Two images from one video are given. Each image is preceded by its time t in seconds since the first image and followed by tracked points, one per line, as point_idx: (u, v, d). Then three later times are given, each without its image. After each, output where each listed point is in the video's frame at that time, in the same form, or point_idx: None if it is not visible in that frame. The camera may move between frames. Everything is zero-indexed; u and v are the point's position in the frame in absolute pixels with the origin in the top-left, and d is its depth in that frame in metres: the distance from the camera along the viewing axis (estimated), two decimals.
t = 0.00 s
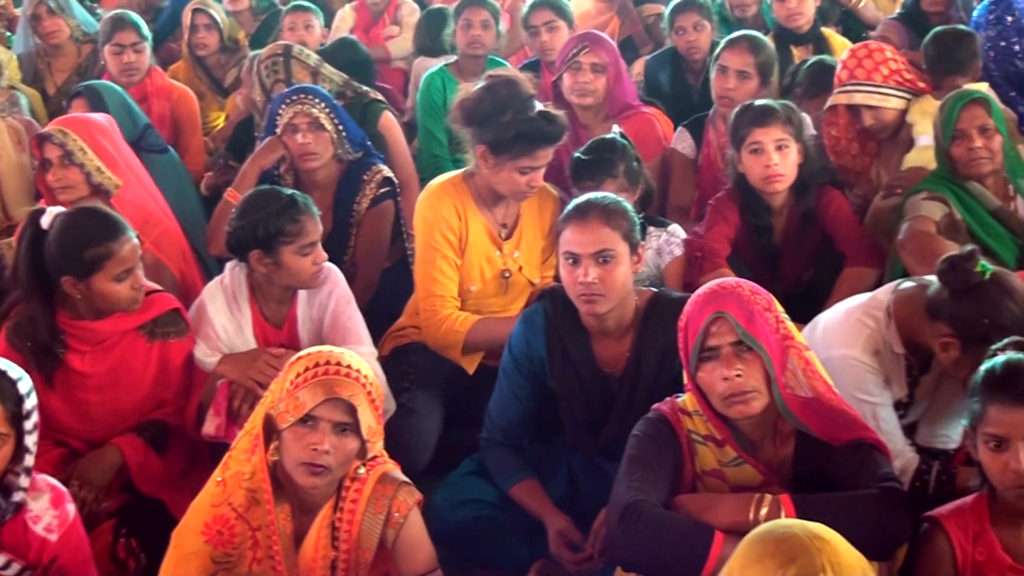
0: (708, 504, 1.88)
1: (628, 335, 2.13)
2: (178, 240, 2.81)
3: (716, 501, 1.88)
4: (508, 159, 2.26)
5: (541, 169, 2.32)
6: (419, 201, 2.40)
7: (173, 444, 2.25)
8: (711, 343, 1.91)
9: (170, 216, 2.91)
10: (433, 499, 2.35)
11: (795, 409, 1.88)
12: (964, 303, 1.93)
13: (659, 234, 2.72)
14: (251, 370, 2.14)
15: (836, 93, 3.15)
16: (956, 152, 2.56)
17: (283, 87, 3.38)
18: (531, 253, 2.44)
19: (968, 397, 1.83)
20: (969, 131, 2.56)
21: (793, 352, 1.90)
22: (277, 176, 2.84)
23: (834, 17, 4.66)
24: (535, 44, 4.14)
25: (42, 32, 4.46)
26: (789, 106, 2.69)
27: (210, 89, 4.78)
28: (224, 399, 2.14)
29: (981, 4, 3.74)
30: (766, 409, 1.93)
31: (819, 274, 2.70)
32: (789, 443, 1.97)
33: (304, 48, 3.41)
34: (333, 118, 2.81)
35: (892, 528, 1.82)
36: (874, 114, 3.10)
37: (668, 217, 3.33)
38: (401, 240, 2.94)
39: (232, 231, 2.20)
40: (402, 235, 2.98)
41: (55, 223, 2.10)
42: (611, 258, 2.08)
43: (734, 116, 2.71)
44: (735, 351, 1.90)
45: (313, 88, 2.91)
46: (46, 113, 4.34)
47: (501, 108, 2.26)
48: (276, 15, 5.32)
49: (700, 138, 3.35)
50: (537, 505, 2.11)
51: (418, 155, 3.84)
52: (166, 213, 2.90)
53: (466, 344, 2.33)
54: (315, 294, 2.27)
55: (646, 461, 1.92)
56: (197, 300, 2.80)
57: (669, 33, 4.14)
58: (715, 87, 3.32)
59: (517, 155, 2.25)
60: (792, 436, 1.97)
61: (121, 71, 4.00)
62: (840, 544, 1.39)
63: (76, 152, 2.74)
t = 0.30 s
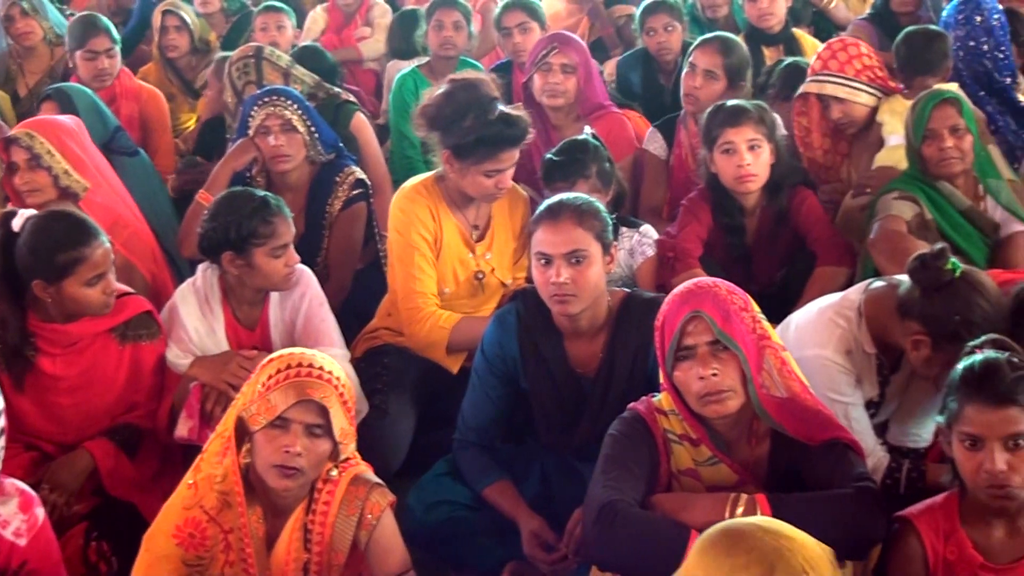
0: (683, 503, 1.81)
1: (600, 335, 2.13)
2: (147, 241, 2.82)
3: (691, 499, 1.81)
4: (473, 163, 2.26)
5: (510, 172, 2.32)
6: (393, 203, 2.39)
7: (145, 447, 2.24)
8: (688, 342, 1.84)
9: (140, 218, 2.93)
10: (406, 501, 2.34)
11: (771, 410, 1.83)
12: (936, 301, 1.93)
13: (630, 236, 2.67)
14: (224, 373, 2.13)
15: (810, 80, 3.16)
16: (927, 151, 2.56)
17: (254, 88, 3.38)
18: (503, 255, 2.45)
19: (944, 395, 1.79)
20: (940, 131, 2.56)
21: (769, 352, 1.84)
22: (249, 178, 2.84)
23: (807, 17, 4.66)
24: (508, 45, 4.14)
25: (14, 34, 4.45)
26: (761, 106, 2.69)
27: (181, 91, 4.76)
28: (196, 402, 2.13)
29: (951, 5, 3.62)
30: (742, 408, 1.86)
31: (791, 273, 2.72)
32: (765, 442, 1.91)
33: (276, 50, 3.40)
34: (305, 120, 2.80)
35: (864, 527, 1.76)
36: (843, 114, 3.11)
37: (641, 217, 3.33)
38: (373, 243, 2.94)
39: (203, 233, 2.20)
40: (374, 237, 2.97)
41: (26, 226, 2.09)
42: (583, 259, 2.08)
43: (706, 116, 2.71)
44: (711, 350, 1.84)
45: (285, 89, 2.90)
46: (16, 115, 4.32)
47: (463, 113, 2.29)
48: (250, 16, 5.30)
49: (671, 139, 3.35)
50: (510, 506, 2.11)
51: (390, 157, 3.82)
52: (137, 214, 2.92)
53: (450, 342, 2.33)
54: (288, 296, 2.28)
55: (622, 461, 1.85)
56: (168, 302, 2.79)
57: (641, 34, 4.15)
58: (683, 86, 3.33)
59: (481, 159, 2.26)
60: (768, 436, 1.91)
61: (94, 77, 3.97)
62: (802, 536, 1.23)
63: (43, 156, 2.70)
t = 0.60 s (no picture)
0: (658, 503, 1.77)
1: (574, 335, 2.13)
2: (118, 245, 2.79)
3: (665, 501, 1.77)
4: (445, 168, 2.27)
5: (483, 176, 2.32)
6: (368, 206, 2.39)
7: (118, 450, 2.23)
8: (662, 342, 1.80)
9: (110, 221, 2.90)
10: (379, 503, 2.34)
11: (745, 410, 1.77)
12: (907, 301, 1.94)
13: (603, 235, 2.70)
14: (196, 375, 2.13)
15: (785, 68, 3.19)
16: (896, 151, 2.58)
17: (226, 89, 3.34)
18: (478, 256, 2.46)
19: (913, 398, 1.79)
20: (910, 131, 2.58)
21: (744, 351, 1.78)
22: (221, 180, 2.84)
23: (781, 18, 4.73)
24: (481, 46, 4.15)
25: None
26: (734, 106, 2.71)
27: (152, 93, 4.71)
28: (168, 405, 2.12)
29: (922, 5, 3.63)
30: (716, 408, 1.81)
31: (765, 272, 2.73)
32: (739, 442, 1.85)
33: (247, 51, 3.37)
34: (277, 121, 2.79)
35: (836, 527, 1.72)
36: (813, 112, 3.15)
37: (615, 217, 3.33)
38: (346, 244, 2.94)
39: (174, 236, 2.20)
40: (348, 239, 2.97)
41: None
42: (556, 260, 2.08)
43: (680, 116, 2.73)
44: (686, 349, 1.79)
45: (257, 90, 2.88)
46: None
47: (435, 119, 2.29)
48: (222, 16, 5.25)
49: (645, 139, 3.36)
50: (484, 507, 2.10)
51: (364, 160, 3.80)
52: (107, 217, 2.88)
53: (427, 347, 2.33)
54: (260, 298, 2.27)
55: (598, 461, 1.81)
56: (139, 304, 2.78)
57: (613, 34, 4.16)
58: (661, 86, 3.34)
59: (452, 163, 2.26)
60: (742, 436, 1.85)
61: (68, 79, 3.90)
62: (780, 535, 1.31)
63: (10, 159, 2.68)
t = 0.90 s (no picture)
0: (629, 503, 1.76)
1: (545, 335, 2.14)
2: (87, 246, 2.76)
3: (637, 501, 1.76)
4: (420, 170, 2.27)
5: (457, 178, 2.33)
6: (339, 206, 2.39)
7: (88, 454, 2.21)
8: (630, 343, 1.80)
9: (77, 220, 2.86)
10: (352, 505, 2.33)
11: (714, 409, 1.76)
12: (877, 292, 1.94)
13: (576, 235, 2.70)
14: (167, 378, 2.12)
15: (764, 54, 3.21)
16: (865, 151, 2.58)
17: (196, 92, 3.28)
18: (450, 257, 2.46)
19: (878, 404, 1.80)
20: (878, 130, 2.59)
21: (711, 350, 1.77)
22: (192, 182, 2.82)
23: (751, 17, 4.74)
24: (453, 46, 4.13)
25: None
26: (706, 107, 2.71)
27: (122, 94, 4.69)
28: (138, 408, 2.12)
29: (889, 5, 3.65)
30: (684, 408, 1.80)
31: (737, 272, 2.76)
32: (708, 440, 1.85)
33: (218, 52, 3.31)
34: (248, 123, 2.78)
35: (806, 524, 1.72)
36: (785, 111, 3.16)
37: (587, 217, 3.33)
38: (318, 245, 2.93)
39: (146, 241, 2.18)
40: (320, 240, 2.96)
41: None
42: (527, 260, 2.08)
43: (653, 116, 2.73)
44: (653, 350, 1.78)
45: (228, 92, 2.87)
46: None
47: (412, 120, 2.29)
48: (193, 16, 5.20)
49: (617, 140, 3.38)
50: (458, 507, 2.10)
51: (336, 161, 3.82)
52: (73, 217, 2.84)
53: (394, 346, 2.31)
54: (233, 302, 2.27)
55: (569, 462, 1.80)
56: (108, 306, 2.75)
57: (585, 34, 4.16)
58: (632, 86, 3.35)
59: (428, 165, 2.26)
60: (712, 434, 1.84)
61: (38, 81, 3.85)
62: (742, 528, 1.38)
63: None
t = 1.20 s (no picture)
0: (594, 505, 1.76)
1: (514, 337, 2.14)
2: (54, 250, 2.73)
3: (601, 502, 1.76)
4: (383, 167, 2.30)
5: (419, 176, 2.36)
6: (302, 207, 2.39)
7: (55, 460, 2.20)
8: (590, 345, 1.81)
9: (44, 225, 2.83)
10: (322, 508, 2.33)
11: (678, 408, 1.78)
12: (844, 288, 1.95)
13: (545, 237, 2.72)
14: (135, 383, 2.11)
15: (736, 46, 3.23)
16: (832, 151, 2.60)
17: (164, 94, 3.26)
18: (415, 255, 2.48)
19: (834, 407, 1.82)
20: (845, 131, 2.60)
21: (674, 350, 1.78)
22: (159, 184, 2.81)
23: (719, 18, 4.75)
24: (421, 48, 4.10)
25: None
26: (673, 108, 2.72)
27: (87, 98, 4.63)
28: (105, 413, 2.11)
29: (855, 8, 3.67)
30: (647, 408, 1.81)
31: (705, 273, 2.78)
32: (672, 441, 1.85)
33: (185, 55, 3.30)
34: (215, 125, 2.77)
35: (771, 524, 1.72)
36: (755, 105, 3.15)
37: (555, 218, 3.33)
38: (287, 248, 2.93)
39: (113, 244, 2.17)
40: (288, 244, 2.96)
41: None
42: (496, 261, 2.08)
43: (620, 118, 2.73)
44: (614, 351, 1.80)
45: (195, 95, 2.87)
46: None
47: (374, 117, 2.31)
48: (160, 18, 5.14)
49: (584, 141, 3.37)
50: (428, 510, 2.10)
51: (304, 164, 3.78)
52: (40, 221, 2.81)
53: (371, 342, 2.33)
54: (201, 306, 2.27)
55: (531, 465, 1.81)
56: (75, 311, 2.74)
57: (552, 37, 4.18)
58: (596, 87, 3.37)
59: (391, 162, 2.29)
60: (676, 435, 1.85)
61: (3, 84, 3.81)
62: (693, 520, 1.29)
63: None
